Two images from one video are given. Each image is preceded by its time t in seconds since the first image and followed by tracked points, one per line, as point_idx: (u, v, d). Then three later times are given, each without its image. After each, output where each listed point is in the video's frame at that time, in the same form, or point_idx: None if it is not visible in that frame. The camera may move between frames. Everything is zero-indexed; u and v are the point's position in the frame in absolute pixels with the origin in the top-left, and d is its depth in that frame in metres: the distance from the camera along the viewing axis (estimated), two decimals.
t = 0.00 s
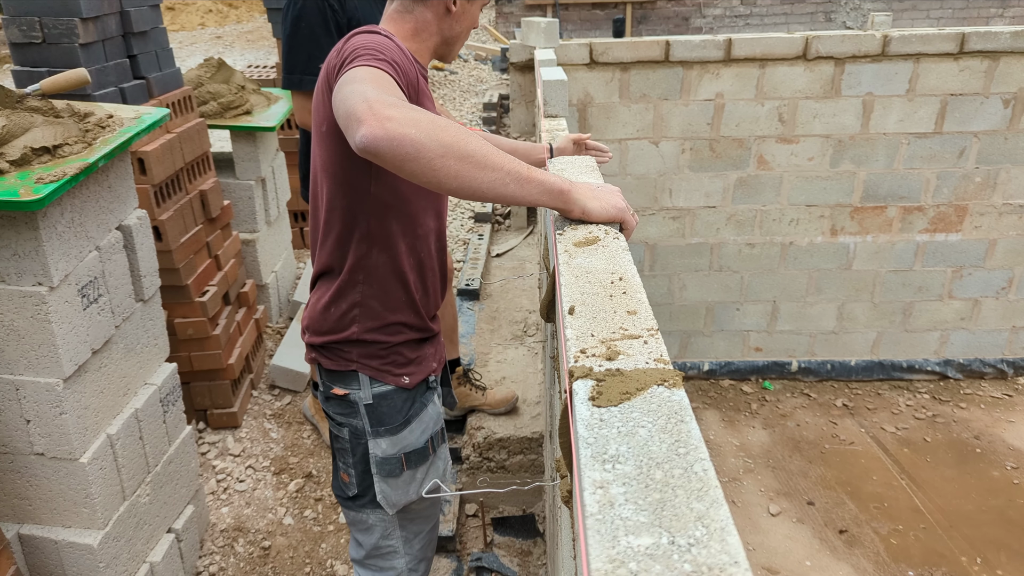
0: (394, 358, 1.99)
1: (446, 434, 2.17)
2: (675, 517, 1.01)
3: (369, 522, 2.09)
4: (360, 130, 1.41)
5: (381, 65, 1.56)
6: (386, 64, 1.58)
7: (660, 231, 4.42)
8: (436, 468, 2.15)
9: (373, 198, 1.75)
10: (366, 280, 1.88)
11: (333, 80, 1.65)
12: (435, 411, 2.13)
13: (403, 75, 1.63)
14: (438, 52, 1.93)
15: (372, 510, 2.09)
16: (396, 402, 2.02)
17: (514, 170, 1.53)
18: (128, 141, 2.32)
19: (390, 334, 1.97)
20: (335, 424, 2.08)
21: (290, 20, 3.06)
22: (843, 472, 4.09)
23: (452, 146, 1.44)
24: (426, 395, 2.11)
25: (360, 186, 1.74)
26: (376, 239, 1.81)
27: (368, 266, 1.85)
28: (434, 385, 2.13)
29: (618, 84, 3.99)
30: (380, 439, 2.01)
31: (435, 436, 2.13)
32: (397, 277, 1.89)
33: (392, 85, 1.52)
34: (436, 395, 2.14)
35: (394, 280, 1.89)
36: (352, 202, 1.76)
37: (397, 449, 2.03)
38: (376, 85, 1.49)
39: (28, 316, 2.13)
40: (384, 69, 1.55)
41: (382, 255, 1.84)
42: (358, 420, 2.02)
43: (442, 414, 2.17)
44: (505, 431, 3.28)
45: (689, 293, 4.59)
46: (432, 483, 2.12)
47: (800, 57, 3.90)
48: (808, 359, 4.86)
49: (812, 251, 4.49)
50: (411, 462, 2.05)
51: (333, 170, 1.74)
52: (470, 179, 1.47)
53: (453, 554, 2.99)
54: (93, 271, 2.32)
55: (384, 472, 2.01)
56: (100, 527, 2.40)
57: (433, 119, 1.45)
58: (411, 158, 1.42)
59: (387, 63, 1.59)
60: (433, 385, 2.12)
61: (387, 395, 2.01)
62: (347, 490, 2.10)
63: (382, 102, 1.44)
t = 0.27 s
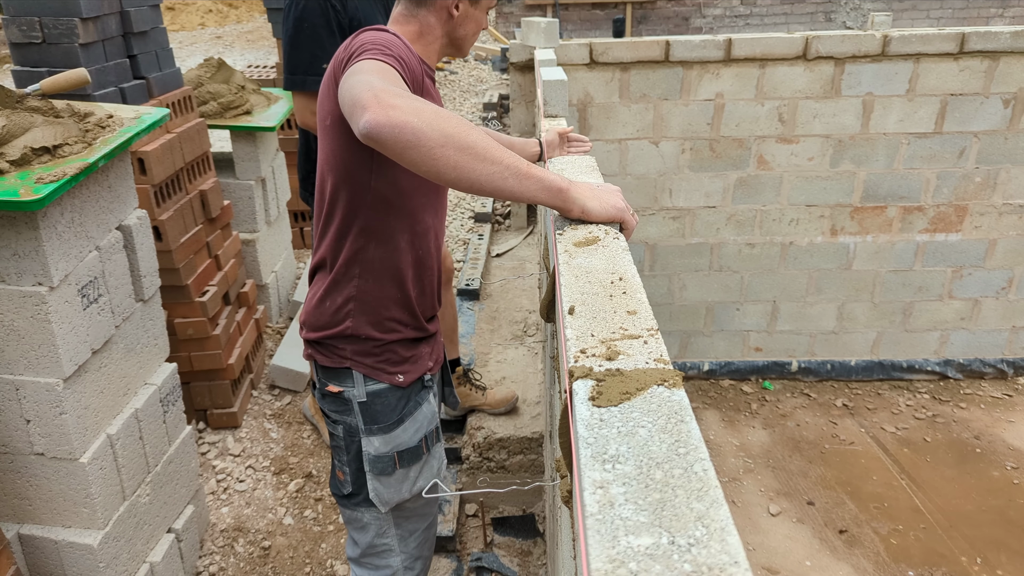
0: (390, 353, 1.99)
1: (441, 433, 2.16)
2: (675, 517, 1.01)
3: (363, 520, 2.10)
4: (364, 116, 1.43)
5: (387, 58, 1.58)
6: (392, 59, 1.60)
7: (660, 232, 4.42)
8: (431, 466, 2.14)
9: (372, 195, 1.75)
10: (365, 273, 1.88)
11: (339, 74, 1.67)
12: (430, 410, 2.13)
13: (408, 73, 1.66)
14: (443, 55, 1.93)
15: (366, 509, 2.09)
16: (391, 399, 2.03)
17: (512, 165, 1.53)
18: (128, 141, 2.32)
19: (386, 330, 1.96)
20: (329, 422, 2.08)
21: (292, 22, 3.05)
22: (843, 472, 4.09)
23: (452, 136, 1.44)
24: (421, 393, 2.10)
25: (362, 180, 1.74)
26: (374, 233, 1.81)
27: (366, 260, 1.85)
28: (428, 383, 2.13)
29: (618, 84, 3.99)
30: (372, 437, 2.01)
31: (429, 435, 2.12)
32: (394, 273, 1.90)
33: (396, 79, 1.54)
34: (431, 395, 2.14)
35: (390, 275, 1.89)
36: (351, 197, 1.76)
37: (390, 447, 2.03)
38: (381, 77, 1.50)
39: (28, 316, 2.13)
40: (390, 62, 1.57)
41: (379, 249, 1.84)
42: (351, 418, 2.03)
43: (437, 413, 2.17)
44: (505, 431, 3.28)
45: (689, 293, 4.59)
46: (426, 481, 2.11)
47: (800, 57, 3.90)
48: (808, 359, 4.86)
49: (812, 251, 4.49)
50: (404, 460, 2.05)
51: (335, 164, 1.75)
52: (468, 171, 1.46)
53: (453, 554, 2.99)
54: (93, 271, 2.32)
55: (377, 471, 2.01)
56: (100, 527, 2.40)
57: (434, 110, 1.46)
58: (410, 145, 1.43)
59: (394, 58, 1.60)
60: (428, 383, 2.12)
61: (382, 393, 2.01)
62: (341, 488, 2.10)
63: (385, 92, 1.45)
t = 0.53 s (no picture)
0: (386, 351, 2.00)
1: (435, 429, 2.12)
2: (675, 517, 1.01)
3: (359, 511, 2.12)
4: (359, 129, 1.41)
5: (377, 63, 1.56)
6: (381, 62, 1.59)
7: (660, 232, 4.42)
8: (424, 462, 2.10)
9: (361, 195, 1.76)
10: (359, 274, 1.88)
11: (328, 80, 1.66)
12: (424, 405, 2.09)
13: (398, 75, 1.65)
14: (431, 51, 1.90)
15: (361, 499, 2.11)
16: (381, 393, 2.02)
17: (510, 167, 1.53)
18: (128, 141, 2.32)
19: (381, 329, 1.97)
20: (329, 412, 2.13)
21: (286, 20, 3.05)
22: (843, 472, 4.09)
23: (449, 143, 1.44)
24: (415, 388, 2.08)
25: (351, 183, 1.74)
26: (364, 233, 1.82)
27: (359, 260, 1.86)
28: (424, 379, 2.09)
29: (618, 84, 3.99)
30: (359, 428, 2.01)
31: (421, 430, 2.08)
32: (389, 274, 1.90)
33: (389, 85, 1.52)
34: (426, 390, 2.10)
35: (385, 276, 1.90)
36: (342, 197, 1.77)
37: (376, 439, 2.01)
38: (372, 84, 1.48)
39: (28, 316, 2.13)
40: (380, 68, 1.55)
41: (369, 250, 1.85)
42: (344, 409, 2.05)
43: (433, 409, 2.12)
44: (505, 431, 3.28)
45: (689, 293, 4.59)
46: (417, 476, 2.09)
47: (800, 57, 3.91)
48: (808, 359, 4.86)
49: (812, 251, 4.49)
50: (391, 454, 2.03)
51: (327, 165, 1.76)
52: (468, 177, 1.46)
53: (453, 554, 2.99)
54: (93, 271, 2.32)
55: (362, 462, 2.01)
56: (101, 527, 2.40)
57: (430, 117, 1.45)
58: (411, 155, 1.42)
59: (383, 61, 1.59)
60: (423, 378, 2.08)
61: (371, 385, 2.01)
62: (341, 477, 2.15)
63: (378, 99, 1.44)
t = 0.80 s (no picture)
0: (382, 358, 2.00)
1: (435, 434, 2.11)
2: (675, 517, 1.01)
3: (358, 509, 2.14)
4: (348, 170, 1.37)
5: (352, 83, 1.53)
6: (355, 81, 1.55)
7: (660, 231, 4.42)
8: (422, 466, 2.10)
9: (348, 207, 1.76)
10: (353, 283, 1.89)
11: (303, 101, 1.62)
12: (422, 412, 2.07)
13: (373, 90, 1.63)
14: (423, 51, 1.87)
15: (359, 498, 2.13)
16: (378, 399, 2.02)
17: (504, 178, 1.53)
18: (128, 141, 2.32)
19: (376, 338, 1.97)
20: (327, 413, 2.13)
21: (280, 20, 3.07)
22: (843, 472, 4.09)
23: (441, 169, 1.42)
24: (413, 394, 2.06)
25: (337, 199, 1.75)
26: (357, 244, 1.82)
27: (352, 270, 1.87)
28: (422, 385, 2.08)
29: (618, 84, 3.99)
30: (356, 434, 2.01)
31: (418, 436, 2.07)
32: (382, 283, 1.89)
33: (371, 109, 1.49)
34: (425, 396, 2.09)
35: (378, 285, 1.89)
36: (332, 209, 1.77)
37: (373, 445, 2.01)
38: (353, 111, 1.45)
39: (28, 316, 2.13)
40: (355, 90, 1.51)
41: (362, 262, 1.85)
42: (342, 413, 2.06)
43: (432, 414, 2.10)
44: (505, 431, 3.28)
45: (689, 293, 4.59)
46: (414, 480, 2.09)
47: (800, 57, 3.91)
48: (808, 359, 4.86)
49: (812, 251, 4.49)
50: (388, 459, 2.02)
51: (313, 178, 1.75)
52: (465, 197, 1.46)
53: (453, 554, 2.99)
54: (93, 271, 2.32)
55: (360, 467, 2.01)
56: (100, 527, 2.40)
57: (416, 144, 1.43)
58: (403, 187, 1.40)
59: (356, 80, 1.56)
60: (421, 384, 2.07)
61: (368, 392, 2.01)
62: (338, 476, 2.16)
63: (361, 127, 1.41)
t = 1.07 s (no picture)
0: (367, 366, 2.00)
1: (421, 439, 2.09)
2: (675, 517, 1.01)
3: (345, 512, 2.15)
4: (342, 214, 1.39)
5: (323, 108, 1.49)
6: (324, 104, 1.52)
7: (660, 231, 4.42)
8: (407, 470, 2.09)
9: (323, 221, 1.75)
10: (337, 294, 1.89)
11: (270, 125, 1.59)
12: (407, 417, 2.06)
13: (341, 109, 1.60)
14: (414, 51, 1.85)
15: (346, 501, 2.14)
16: (363, 405, 2.02)
17: (494, 183, 1.53)
18: (128, 141, 2.32)
19: (361, 347, 1.98)
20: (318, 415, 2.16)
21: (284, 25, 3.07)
22: (843, 472, 4.09)
23: (434, 191, 1.44)
24: (399, 400, 2.05)
25: (310, 212, 1.75)
26: (335, 256, 1.81)
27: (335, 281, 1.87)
28: (408, 390, 2.06)
29: (618, 84, 3.99)
30: (340, 438, 2.02)
31: (403, 442, 2.06)
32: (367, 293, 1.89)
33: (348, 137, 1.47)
34: (411, 402, 2.07)
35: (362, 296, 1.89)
36: (309, 221, 1.77)
37: (356, 450, 2.02)
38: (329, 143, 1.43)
39: (28, 316, 2.13)
40: (326, 115, 1.48)
41: (341, 273, 1.85)
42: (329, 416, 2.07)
43: (419, 419, 2.09)
44: (505, 431, 3.28)
45: (689, 293, 4.59)
46: (399, 484, 2.08)
47: (800, 57, 3.91)
48: (808, 359, 4.86)
49: (812, 251, 4.49)
50: (370, 463, 2.03)
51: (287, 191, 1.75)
52: (459, 211, 1.47)
53: (453, 553, 2.99)
54: (93, 271, 2.32)
55: (343, 470, 2.03)
56: (100, 527, 2.40)
57: (402, 170, 1.42)
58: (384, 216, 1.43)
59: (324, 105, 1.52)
60: (407, 390, 2.05)
61: (353, 396, 2.01)
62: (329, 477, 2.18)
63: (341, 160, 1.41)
